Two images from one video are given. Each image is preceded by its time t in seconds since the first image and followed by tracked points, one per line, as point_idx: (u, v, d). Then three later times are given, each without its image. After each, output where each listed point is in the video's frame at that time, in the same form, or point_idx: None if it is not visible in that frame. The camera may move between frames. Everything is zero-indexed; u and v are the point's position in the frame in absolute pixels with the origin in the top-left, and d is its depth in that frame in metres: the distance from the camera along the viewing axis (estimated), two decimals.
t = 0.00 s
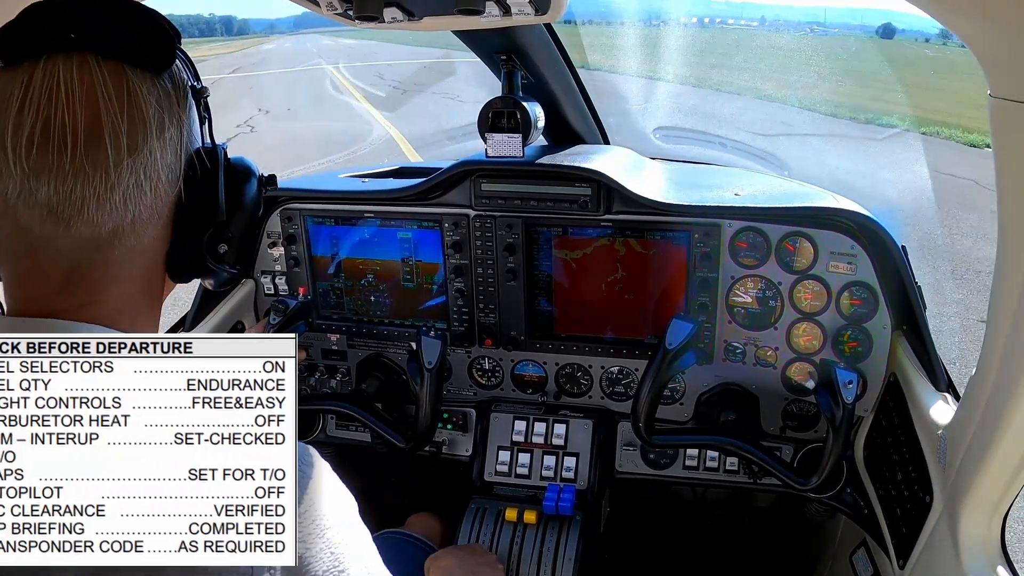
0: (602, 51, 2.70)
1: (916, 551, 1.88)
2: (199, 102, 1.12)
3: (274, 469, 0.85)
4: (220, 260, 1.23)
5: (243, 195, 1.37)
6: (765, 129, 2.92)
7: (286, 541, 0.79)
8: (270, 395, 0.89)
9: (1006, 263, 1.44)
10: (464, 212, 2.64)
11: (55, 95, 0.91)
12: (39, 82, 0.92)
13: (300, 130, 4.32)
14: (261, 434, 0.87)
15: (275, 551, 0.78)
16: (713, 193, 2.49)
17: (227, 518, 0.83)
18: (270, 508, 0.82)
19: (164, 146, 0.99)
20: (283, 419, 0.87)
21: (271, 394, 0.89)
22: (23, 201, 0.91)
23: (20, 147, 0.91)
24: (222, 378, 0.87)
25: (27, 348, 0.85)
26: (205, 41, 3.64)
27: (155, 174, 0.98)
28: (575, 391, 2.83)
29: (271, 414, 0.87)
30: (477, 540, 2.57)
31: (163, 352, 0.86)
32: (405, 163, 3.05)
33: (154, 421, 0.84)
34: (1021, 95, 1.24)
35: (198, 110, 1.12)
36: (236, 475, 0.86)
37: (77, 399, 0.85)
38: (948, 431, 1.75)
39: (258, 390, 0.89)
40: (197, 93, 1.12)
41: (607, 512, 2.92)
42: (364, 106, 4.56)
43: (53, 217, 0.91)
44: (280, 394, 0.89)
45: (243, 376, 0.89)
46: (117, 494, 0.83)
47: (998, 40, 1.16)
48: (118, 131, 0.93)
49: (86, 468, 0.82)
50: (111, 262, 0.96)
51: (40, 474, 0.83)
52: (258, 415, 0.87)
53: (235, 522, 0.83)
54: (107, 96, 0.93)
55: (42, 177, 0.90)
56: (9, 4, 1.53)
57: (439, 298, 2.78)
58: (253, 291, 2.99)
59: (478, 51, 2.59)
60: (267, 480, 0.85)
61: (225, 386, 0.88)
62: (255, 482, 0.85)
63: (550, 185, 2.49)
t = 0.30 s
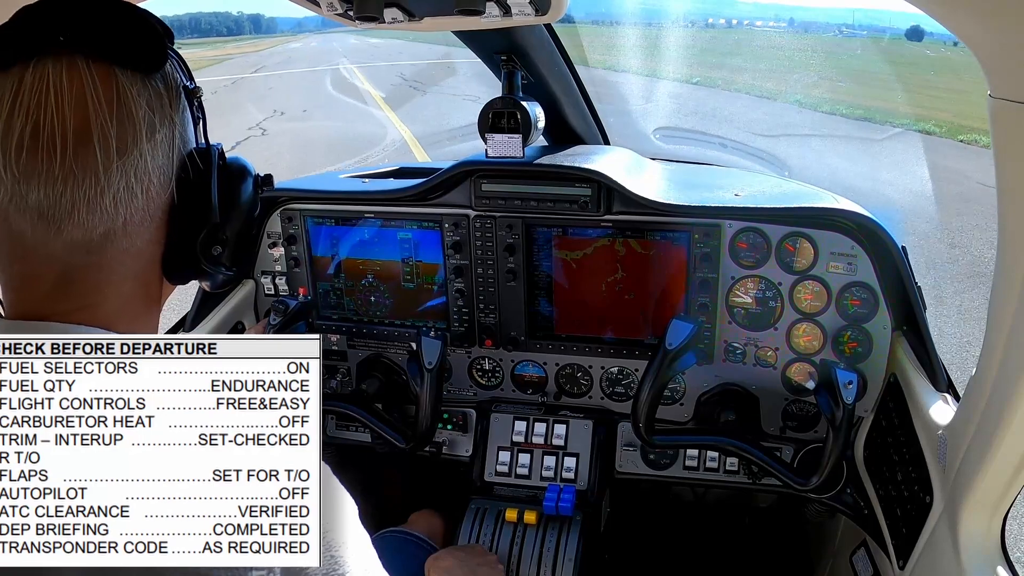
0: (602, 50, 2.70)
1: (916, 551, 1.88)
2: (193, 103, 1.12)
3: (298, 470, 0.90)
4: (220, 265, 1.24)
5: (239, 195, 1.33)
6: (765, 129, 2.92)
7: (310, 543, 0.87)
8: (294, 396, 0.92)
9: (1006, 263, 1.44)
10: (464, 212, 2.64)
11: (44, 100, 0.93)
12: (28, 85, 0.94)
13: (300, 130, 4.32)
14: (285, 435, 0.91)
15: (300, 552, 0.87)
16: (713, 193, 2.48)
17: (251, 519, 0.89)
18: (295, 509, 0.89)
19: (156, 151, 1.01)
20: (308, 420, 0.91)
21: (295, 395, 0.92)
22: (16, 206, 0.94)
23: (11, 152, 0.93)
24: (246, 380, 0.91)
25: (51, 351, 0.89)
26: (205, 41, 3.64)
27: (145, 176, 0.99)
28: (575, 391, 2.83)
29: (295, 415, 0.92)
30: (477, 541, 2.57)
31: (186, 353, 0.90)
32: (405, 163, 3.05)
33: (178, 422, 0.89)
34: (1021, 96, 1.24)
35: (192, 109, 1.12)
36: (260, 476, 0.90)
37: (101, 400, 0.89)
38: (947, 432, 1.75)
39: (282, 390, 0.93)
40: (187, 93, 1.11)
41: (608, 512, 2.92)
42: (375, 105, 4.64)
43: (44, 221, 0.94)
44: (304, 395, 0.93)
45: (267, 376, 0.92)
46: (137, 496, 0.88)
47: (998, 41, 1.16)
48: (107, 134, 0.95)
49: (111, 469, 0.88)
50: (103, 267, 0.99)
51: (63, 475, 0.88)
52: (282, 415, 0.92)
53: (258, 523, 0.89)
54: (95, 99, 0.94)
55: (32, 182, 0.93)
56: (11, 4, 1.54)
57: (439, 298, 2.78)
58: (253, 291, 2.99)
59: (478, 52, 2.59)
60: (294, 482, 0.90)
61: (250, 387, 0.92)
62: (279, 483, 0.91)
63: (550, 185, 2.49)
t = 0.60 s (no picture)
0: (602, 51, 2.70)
1: (916, 551, 1.88)
2: (188, 101, 1.11)
3: (323, 471, 0.95)
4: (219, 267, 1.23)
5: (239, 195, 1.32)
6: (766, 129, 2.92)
7: (335, 543, 0.93)
8: (318, 396, 0.97)
9: (1006, 262, 1.44)
10: (464, 212, 2.64)
11: (33, 99, 0.94)
12: (18, 85, 0.95)
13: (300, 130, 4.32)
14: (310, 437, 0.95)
15: (325, 552, 0.93)
16: (713, 193, 2.48)
17: (275, 519, 0.92)
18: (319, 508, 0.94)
19: (145, 150, 1.01)
20: (332, 421, 0.96)
21: (319, 396, 0.97)
22: (5, 206, 0.95)
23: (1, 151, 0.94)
24: (270, 381, 0.95)
25: (76, 351, 0.92)
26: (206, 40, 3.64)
27: (134, 176, 1.00)
28: (575, 391, 2.83)
29: (320, 416, 0.96)
30: (477, 540, 2.57)
31: (211, 353, 0.93)
32: (405, 163, 3.05)
33: (202, 423, 0.92)
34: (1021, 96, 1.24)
35: (187, 108, 1.12)
36: (283, 477, 0.93)
37: (126, 401, 0.91)
38: (947, 432, 1.74)
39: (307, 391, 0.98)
40: (182, 90, 1.10)
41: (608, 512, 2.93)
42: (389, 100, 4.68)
43: (34, 221, 0.95)
44: (328, 395, 0.97)
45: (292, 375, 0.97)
46: (161, 496, 0.90)
47: (996, 41, 1.16)
48: (94, 134, 0.95)
49: (135, 468, 0.90)
50: (95, 268, 1.00)
51: (86, 475, 0.89)
52: (306, 416, 0.96)
53: (283, 524, 0.92)
54: (84, 99, 0.95)
55: (20, 182, 0.93)
56: (10, 2, 1.54)
57: (439, 298, 2.78)
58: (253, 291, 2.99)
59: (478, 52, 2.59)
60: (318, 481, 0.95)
61: (274, 388, 0.96)
62: (303, 484, 0.94)
63: (550, 185, 2.49)
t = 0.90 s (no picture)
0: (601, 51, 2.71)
1: (916, 552, 1.88)
2: (188, 102, 1.11)
3: (347, 472, 1.15)
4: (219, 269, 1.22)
5: (238, 195, 1.29)
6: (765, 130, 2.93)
7: (357, 545, 1.09)
8: (342, 397, 1.21)
9: (1006, 263, 1.44)
10: (464, 213, 2.64)
11: (29, 100, 0.95)
12: (16, 86, 0.96)
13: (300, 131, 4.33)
14: (335, 436, 1.17)
15: (350, 553, 1.08)
16: (713, 193, 2.48)
17: (299, 520, 1.08)
18: (345, 510, 1.12)
19: (140, 151, 1.01)
20: (355, 421, 1.19)
21: (343, 397, 1.21)
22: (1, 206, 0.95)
23: None
24: (297, 383, 1.17)
25: (99, 353, 1.01)
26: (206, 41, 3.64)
27: (129, 177, 1.00)
28: (575, 391, 2.83)
29: (344, 417, 1.19)
30: (477, 541, 2.56)
31: (235, 354, 1.10)
32: (405, 163, 3.05)
33: (224, 424, 1.07)
34: (1021, 96, 1.24)
35: (186, 109, 1.11)
36: (307, 478, 1.12)
37: (150, 403, 1.03)
38: (947, 434, 1.74)
39: (332, 391, 1.22)
40: (181, 91, 1.10)
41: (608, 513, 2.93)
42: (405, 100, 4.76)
43: (30, 222, 0.95)
44: (350, 395, 1.22)
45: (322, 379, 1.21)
46: (186, 498, 1.03)
47: (997, 42, 1.16)
48: (89, 135, 0.96)
49: (162, 471, 1.02)
50: (93, 268, 1.01)
51: (112, 477, 1.01)
52: (331, 416, 1.18)
53: (307, 525, 1.09)
54: (79, 100, 0.96)
55: (15, 183, 0.94)
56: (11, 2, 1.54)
57: (439, 298, 2.78)
58: (253, 292, 2.99)
59: (479, 52, 2.60)
60: (342, 484, 1.15)
61: (300, 390, 1.17)
62: (327, 485, 1.14)
63: (550, 186, 2.49)
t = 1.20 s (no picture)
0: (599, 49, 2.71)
1: (917, 553, 1.87)
2: (181, 101, 1.11)
3: (355, 472, 1.24)
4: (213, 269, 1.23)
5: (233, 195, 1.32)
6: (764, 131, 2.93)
7: (366, 545, 1.19)
8: (351, 398, 1.29)
9: (1006, 263, 1.43)
10: (464, 213, 2.64)
11: (22, 102, 0.95)
12: (9, 89, 0.97)
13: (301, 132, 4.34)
14: (343, 436, 1.25)
15: (358, 553, 1.18)
16: (713, 193, 2.48)
17: (307, 521, 1.17)
18: (353, 510, 1.21)
19: (132, 150, 1.01)
20: (364, 422, 1.26)
21: (352, 397, 1.29)
22: None
23: None
24: (306, 384, 1.24)
25: (107, 353, 1.03)
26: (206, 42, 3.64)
27: (121, 177, 0.99)
28: (575, 392, 2.83)
29: (353, 417, 1.26)
30: (477, 542, 2.56)
31: (242, 356, 1.15)
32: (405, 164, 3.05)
33: (234, 425, 1.12)
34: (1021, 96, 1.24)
35: (179, 109, 1.11)
36: (317, 477, 1.22)
37: (157, 403, 1.06)
38: (947, 434, 1.74)
39: (342, 392, 1.30)
40: (173, 90, 1.09)
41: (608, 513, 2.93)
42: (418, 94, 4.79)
43: (22, 225, 0.95)
44: (359, 396, 1.30)
45: (331, 380, 1.30)
46: (194, 498, 1.06)
47: (998, 41, 1.16)
48: (80, 135, 0.96)
49: (170, 471, 1.05)
50: (85, 271, 1.01)
51: (119, 477, 1.03)
52: (339, 417, 1.26)
53: (316, 525, 1.18)
54: (69, 101, 0.96)
55: (9, 184, 0.94)
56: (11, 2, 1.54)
57: (439, 299, 2.77)
58: (252, 293, 2.99)
59: (478, 53, 2.59)
60: (349, 484, 1.24)
61: (309, 390, 1.25)
62: (337, 485, 1.24)
63: (550, 186, 2.49)
